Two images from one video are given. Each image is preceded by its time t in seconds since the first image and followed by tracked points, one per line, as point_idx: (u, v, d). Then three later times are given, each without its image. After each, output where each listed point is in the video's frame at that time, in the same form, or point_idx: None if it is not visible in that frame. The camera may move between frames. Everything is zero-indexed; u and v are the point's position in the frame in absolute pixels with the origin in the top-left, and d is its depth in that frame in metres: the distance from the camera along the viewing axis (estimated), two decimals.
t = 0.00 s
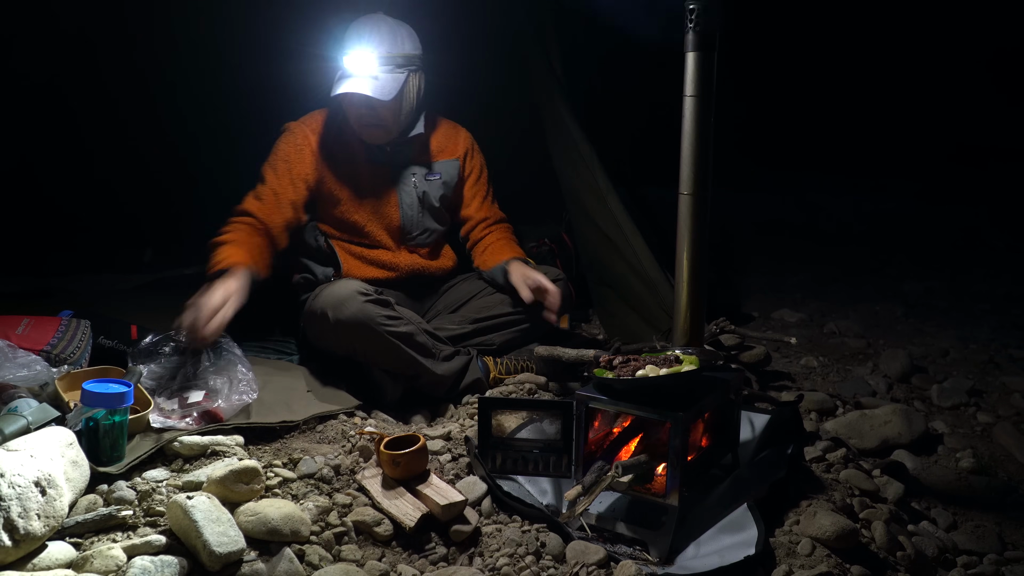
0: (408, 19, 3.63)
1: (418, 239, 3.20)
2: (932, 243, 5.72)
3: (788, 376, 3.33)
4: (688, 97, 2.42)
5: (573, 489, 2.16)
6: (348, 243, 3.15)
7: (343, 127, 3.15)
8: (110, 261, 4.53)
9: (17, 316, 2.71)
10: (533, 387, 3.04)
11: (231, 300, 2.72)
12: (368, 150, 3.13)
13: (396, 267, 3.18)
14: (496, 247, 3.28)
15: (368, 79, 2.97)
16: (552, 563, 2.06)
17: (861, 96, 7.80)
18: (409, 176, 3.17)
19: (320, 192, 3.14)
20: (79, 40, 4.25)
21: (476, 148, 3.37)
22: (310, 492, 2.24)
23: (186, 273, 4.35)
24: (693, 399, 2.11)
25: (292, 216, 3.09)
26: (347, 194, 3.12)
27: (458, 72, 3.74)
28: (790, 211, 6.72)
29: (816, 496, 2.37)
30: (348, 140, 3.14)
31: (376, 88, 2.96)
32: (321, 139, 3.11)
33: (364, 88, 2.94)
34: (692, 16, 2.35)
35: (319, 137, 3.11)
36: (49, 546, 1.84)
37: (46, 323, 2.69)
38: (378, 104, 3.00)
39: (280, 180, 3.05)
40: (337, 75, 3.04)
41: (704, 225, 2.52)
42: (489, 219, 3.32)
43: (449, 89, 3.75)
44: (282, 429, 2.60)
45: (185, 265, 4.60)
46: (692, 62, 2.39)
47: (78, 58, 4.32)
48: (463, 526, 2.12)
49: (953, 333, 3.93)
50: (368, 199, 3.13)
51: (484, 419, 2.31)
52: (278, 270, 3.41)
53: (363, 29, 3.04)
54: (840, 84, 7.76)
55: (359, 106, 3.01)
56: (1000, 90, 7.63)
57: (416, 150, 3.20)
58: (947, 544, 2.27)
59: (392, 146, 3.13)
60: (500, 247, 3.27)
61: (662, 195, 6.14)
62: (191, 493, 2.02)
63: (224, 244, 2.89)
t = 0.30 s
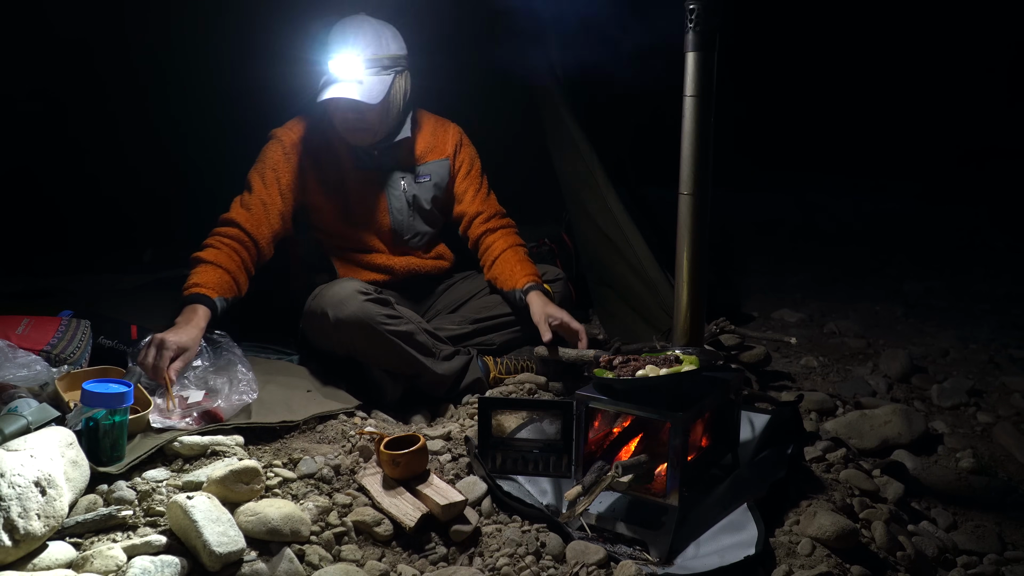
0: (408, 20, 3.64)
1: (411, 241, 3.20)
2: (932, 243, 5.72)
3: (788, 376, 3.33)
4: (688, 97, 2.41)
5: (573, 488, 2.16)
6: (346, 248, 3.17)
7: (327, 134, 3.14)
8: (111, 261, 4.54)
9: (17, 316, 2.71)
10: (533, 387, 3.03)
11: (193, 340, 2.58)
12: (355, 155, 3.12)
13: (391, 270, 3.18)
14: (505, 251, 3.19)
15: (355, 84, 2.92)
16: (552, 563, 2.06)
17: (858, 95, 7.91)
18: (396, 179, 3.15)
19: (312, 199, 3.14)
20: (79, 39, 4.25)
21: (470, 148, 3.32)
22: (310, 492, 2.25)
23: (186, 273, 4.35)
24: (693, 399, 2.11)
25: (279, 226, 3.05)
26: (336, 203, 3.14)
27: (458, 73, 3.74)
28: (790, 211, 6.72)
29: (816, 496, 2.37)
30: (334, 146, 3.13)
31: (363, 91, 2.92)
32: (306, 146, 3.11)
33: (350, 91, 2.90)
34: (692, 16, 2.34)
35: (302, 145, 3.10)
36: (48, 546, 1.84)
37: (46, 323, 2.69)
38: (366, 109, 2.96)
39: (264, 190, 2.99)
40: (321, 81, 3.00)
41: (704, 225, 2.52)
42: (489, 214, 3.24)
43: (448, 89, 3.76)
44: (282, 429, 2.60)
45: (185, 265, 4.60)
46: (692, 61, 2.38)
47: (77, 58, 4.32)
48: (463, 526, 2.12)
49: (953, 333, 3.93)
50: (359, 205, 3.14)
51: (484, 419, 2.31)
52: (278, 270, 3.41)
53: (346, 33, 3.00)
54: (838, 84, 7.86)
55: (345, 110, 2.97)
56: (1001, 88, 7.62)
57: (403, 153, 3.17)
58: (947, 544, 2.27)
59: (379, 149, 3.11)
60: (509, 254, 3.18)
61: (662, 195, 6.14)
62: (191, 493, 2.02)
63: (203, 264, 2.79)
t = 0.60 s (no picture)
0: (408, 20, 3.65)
1: (411, 249, 3.20)
2: (932, 243, 5.71)
3: (788, 376, 3.33)
4: (688, 97, 2.39)
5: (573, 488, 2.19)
6: (347, 253, 3.14)
7: (325, 138, 3.01)
8: (110, 261, 4.54)
9: (17, 316, 2.71)
10: (533, 386, 3.02)
11: (169, 327, 2.51)
12: (355, 162, 3.03)
13: (388, 274, 3.21)
14: (506, 260, 3.16)
15: (396, 92, 2.85)
16: (552, 563, 2.06)
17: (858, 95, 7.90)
18: (398, 188, 3.10)
19: (307, 205, 2.99)
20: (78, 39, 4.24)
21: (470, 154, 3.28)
22: (310, 492, 2.25)
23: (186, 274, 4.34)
24: (694, 399, 2.11)
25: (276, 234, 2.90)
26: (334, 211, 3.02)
27: (458, 73, 3.74)
28: (790, 211, 6.72)
29: (816, 495, 2.37)
30: (332, 153, 3.01)
31: (407, 99, 2.88)
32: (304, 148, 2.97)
33: (397, 99, 2.84)
34: (692, 16, 2.33)
35: (298, 149, 2.95)
36: (48, 545, 1.84)
37: (46, 323, 2.69)
38: (397, 117, 2.91)
39: (258, 197, 2.84)
40: (351, 86, 2.85)
41: (704, 226, 2.50)
42: (490, 220, 3.19)
43: (448, 89, 3.75)
44: (282, 429, 2.61)
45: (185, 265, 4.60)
46: (692, 62, 2.36)
47: (76, 58, 4.32)
48: (463, 526, 2.12)
49: (954, 333, 3.93)
50: (359, 214, 3.06)
51: (484, 419, 2.31)
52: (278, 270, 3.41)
53: (372, 35, 2.90)
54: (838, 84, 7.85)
55: (380, 118, 2.88)
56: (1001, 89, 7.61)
57: (404, 162, 3.11)
58: (947, 544, 2.27)
59: (382, 158, 3.04)
60: (511, 262, 3.15)
61: (662, 195, 6.14)
62: (190, 493, 2.02)
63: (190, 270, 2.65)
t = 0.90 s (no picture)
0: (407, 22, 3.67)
1: (412, 253, 3.19)
2: (932, 243, 5.71)
3: (788, 376, 3.34)
4: (688, 97, 2.38)
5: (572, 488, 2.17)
6: (347, 255, 3.13)
7: (329, 141, 3.00)
8: (110, 261, 4.54)
9: (17, 316, 2.71)
10: (533, 387, 3.03)
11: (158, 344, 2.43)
12: (359, 167, 3.02)
13: (388, 276, 3.20)
14: (511, 263, 3.13)
15: (415, 96, 2.84)
16: (552, 563, 2.06)
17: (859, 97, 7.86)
18: (400, 195, 3.09)
19: (310, 208, 2.97)
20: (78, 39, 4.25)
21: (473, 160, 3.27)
22: (310, 492, 2.25)
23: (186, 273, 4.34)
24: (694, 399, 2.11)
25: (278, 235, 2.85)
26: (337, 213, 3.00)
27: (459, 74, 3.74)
28: (790, 211, 6.72)
29: (815, 495, 2.36)
30: (337, 157, 3.00)
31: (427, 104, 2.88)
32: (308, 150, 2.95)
33: (419, 103, 2.83)
34: (692, 16, 2.32)
35: (302, 151, 2.94)
36: (48, 545, 1.84)
37: (46, 323, 2.69)
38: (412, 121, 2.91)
39: (262, 196, 2.79)
40: (370, 90, 2.83)
41: (705, 225, 2.49)
42: (492, 225, 3.20)
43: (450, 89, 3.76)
44: (282, 429, 2.61)
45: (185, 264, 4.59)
46: (692, 62, 2.36)
47: (76, 58, 4.32)
48: (463, 526, 2.12)
49: (954, 333, 3.93)
50: (362, 218, 3.05)
51: (484, 419, 2.31)
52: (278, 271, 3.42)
53: (387, 41, 2.90)
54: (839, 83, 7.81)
55: (398, 122, 2.88)
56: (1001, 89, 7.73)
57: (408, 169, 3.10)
58: (947, 544, 2.26)
59: (386, 164, 3.04)
60: (514, 266, 3.12)
61: (662, 195, 6.15)
62: (191, 493, 2.02)
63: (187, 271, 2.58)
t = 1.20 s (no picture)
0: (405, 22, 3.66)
1: (412, 253, 3.19)
2: (932, 243, 5.71)
3: (788, 376, 3.33)
4: (688, 97, 2.26)
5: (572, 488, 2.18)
6: (346, 255, 3.12)
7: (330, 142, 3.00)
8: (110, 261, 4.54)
9: (17, 316, 2.71)
10: (533, 387, 3.05)
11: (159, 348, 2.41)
12: (361, 169, 3.02)
13: (387, 277, 3.19)
14: (512, 264, 3.12)
15: (423, 99, 2.84)
16: (552, 563, 2.06)
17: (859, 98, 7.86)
18: (403, 195, 3.08)
19: (311, 209, 2.96)
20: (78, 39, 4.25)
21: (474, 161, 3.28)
22: (310, 492, 2.25)
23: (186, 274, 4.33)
24: (694, 399, 2.11)
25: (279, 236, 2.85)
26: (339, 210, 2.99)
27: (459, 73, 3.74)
28: (790, 211, 6.72)
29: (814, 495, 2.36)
30: (339, 158, 3.00)
31: (435, 108, 2.88)
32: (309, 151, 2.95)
33: (427, 107, 2.82)
34: (692, 15, 2.22)
35: (304, 152, 2.93)
36: (49, 545, 1.84)
37: (46, 323, 2.69)
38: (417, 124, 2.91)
39: (263, 199, 2.79)
40: (379, 93, 2.83)
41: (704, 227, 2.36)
42: (494, 227, 3.21)
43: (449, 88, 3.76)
44: (282, 429, 2.61)
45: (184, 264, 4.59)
46: (692, 62, 2.24)
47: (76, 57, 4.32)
48: (463, 526, 2.12)
49: (954, 333, 3.93)
50: (363, 219, 3.04)
51: (485, 419, 2.31)
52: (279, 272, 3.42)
53: (396, 44, 2.89)
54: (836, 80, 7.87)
55: (405, 125, 2.87)
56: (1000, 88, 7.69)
57: (411, 170, 3.09)
58: (947, 544, 2.26)
59: (388, 166, 3.04)
60: (515, 266, 3.11)
61: (663, 195, 6.15)
62: (191, 493, 2.02)
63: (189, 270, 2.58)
